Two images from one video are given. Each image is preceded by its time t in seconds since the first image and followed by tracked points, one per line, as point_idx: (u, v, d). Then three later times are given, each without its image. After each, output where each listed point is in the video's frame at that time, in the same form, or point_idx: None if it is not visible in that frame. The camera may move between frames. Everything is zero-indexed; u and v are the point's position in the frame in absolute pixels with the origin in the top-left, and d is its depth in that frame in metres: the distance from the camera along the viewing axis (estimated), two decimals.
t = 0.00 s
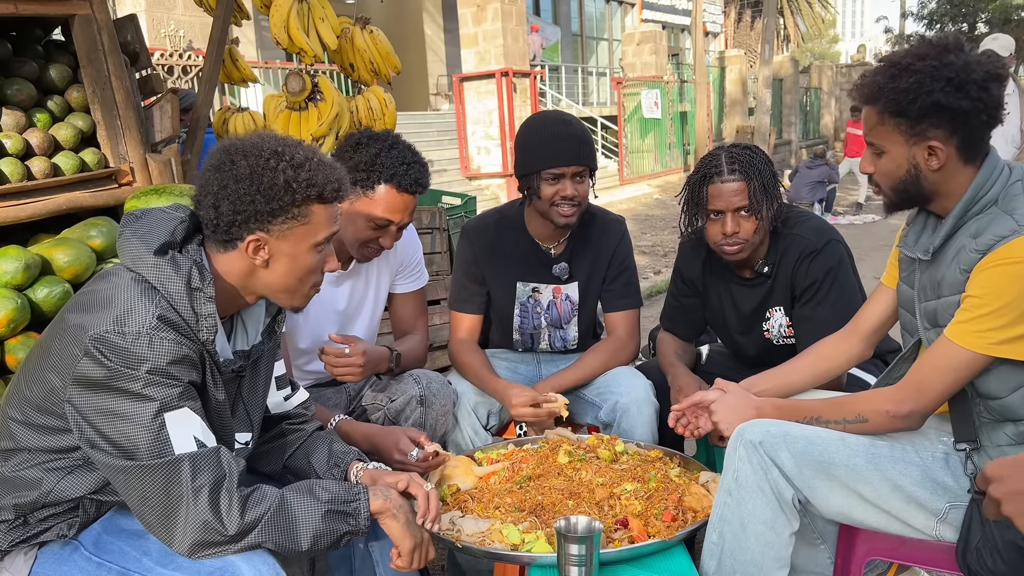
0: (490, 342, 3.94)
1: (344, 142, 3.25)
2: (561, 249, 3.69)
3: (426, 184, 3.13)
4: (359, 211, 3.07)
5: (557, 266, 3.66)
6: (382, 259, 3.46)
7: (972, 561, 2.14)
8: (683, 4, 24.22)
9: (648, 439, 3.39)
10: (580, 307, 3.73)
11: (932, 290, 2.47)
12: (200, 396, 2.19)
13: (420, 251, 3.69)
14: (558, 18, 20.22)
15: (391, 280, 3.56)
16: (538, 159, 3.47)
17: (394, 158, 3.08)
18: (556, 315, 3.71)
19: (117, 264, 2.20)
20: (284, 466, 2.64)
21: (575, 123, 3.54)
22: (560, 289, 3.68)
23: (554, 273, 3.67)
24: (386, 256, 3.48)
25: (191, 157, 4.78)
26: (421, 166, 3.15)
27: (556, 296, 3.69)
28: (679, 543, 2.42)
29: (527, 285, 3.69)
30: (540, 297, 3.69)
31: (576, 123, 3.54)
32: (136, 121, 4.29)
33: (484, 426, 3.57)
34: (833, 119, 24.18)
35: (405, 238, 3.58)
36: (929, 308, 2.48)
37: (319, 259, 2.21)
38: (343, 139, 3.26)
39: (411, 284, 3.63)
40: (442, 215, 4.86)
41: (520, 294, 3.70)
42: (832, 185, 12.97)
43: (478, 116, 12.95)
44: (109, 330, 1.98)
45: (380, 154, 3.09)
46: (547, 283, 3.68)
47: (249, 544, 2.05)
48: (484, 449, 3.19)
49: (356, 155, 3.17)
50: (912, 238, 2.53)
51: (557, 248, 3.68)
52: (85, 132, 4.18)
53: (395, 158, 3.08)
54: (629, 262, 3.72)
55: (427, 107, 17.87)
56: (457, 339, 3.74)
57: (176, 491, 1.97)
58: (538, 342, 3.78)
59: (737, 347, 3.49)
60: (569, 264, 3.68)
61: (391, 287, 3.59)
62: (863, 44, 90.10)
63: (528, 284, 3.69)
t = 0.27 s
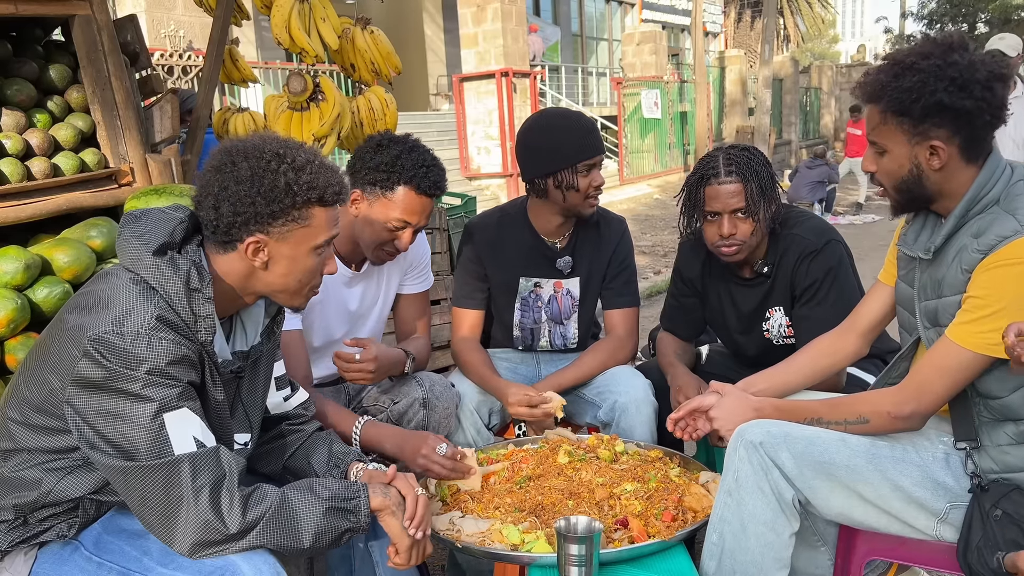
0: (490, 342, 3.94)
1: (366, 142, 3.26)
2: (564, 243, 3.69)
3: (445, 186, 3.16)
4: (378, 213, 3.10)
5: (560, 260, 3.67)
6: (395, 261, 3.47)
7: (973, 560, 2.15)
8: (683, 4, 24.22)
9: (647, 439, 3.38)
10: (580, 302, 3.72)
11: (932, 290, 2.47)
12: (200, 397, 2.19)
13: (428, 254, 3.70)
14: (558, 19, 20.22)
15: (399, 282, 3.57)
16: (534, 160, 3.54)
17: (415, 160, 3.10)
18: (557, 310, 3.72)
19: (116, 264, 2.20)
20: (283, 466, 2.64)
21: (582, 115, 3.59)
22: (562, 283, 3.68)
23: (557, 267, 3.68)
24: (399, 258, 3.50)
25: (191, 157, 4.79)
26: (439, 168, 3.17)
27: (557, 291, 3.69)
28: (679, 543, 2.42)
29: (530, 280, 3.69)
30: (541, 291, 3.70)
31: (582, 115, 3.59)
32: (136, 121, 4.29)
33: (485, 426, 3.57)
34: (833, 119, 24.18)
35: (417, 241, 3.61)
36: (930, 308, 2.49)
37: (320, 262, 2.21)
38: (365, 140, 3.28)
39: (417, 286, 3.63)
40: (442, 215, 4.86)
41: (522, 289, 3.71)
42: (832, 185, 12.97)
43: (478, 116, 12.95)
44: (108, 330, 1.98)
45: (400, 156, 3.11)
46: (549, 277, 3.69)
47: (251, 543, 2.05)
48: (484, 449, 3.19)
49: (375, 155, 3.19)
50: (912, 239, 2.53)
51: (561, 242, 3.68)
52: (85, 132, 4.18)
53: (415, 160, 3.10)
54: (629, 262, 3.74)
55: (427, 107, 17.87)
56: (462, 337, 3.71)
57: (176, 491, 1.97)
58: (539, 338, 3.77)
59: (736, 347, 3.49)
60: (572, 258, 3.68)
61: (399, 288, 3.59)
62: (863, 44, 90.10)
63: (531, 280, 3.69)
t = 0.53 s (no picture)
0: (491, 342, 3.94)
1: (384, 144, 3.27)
2: (567, 241, 3.70)
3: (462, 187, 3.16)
4: (394, 214, 3.10)
5: (562, 258, 3.68)
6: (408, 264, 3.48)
7: (974, 561, 2.15)
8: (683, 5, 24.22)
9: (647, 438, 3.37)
10: (581, 299, 3.72)
11: (934, 289, 2.47)
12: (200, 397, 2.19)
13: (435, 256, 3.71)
14: (558, 19, 20.21)
15: (408, 282, 3.56)
16: (539, 160, 3.53)
17: (433, 161, 3.11)
18: (557, 306, 3.72)
19: (117, 264, 2.20)
20: (284, 466, 2.64)
21: (586, 116, 3.61)
22: (563, 280, 3.69)
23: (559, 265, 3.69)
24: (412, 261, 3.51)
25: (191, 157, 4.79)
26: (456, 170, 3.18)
27: (559, 287, 3.70)
28: (679, 543, 2.42)
29: (533, 277, 3.70)
30: (543, 288, 3.71)
31: (586, 116, 3.60)
32: (136, 121, 4.30)
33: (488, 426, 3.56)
34: (833, 119, 24.17)
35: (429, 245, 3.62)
36: (932, 308, 2.49)
37: (321, 264, 2.20)
38: (382, 142, 3.28)
39: (423, 287, 3.63)
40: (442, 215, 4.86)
41: (525, 286, 3.72)
42: (832, 185, 12.96)
43: (478, 116, 12.95)
44: (109, 330, 1.98)
45: (418, 157, 3.11)
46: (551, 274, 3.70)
47: (251, 543, 2.05)
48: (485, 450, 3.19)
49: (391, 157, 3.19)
50: (913, 240, 2.54)
51: (564, 240, 3.69)
52: (85, 132, 4.18)
53: (432, 162, 3.11)
54: (628, 259, 3.72)
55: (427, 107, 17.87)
56: (465, 336, 3.71)
57: (176, 492, 1.97)
58: (540, 335, 3.76)
59: (736, 347, 3.50)
60: (574, 256, 3.69)
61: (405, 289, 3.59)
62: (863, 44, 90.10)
63: (533, 276, 3.70)
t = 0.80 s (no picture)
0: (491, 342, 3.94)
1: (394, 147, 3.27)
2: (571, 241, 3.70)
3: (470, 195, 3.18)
4: (403, 218, 3.11)
5: (566, 258, 3.68)
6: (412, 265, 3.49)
7: (976, 564, 2.15)
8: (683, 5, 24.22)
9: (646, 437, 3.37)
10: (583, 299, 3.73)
11: (932, 294, 2.47)
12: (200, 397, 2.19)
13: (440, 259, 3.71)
14: (558, 19, 20.22)
15: (411, 283, 3.56)
16: (547, 163, 3.52)
17: (444, 167, 3.12)
18: (559, 305, 3.73)
19: (117, 265, 2.19)
20: (283, 466, 2.64)
21: (594, 120, 3.61)
22: (567, 279, 3.69)
23: (563, 265, 3.68)
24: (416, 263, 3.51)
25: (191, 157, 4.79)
26: (465, 176, 3.19)
27: (562, 287, 3.71)
28: (679, 543, 2.42)
29: (537, 277, 3.70)
30: (546, 287, 3.71)
31: (593, 119, 3.60)
32: (136, 122, 4.30)
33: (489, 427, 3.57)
34: (833, 119, 24.18)
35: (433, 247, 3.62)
36: (929, 313, 2.49)
37: (320, 268, 2.20)
38: (392, 146, 3.28)
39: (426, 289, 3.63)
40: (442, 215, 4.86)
41: (529, 286, 3.72)
42: (832, 185, 12.96)
43: (478, 116, 12.95)
44: (109, 330, 1.98)
45: (429, 161, 3.11)
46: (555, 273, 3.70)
47: (249, 545, 2.05)
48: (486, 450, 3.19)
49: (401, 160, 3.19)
50: (910, 243, 2.54)
51: (568, 240, 3.69)
52: (85, 132, 4.18)
53: (443, 168, 3.11)
54: (631, 259, 3.75)
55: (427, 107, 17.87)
56: (462, 336, 3.72)
57: (175, 492, 1.97)
58: (541, 335, 3.76)
59: (737, 348, 3.50)
60: (578, 256, 3.69)
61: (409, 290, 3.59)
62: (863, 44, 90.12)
63: (537, 276, 3.70)
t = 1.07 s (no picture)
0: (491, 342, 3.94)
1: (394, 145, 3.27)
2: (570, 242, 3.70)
3: (470, 191, 3.18)
4: (404, 215, 3.10)
5: (566, 259, 3.68)
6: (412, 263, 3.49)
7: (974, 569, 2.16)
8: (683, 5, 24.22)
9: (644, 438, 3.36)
10: (582, 300, 3.73)
11: (932, 296, 2.47)
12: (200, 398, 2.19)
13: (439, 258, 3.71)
14: (558, 19, 20.21)
15: (411, 282, 3.56)
16: (544, 163, 3.53)
17: (445, 164, 3.12)
18: (559, 307, 3.72)
19: (118, 264, 2.19)
20: (283, 466, 2.64)
21: (591, 120, 3.62)
22: (567, 281, 3.69)
23: (562, 266, 3.68)
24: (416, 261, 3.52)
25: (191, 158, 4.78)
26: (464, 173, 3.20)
27: (562, 289, 3.70)
28: (679, 543, 2.42)
29: (536, 277, 3.70)
30: (546, 288, 3.71)
31: (591, 119, 3.61)
32: (136, 122, 4.30)
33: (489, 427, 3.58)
34: (833, 119, 24.17)
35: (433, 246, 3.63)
36: (930, 315, 2.49)
37: (319, 269, 2.20)
38: (393, 144, 3.28)
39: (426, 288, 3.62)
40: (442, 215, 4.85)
41: (529, 287, 3.72)
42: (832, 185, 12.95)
43: (478, 116, 12.94)
44: (109, 330, 1.98)
45: (430, 159, 3.11)
46: (555, 274, 3.70)
47: (247, 546, 2.05)
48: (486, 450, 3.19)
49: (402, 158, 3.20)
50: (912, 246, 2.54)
51: (567, 241, 3.69)
52: (85, 132, 4.18)
53: (443, 164, 3.12)
54: (632, 260, 3.75)
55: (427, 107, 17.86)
56: (462, 336, 3.72)
57: (174, 493, 1.97)
58: (541, 336, 3.75)
59: (737, 348, 3.49)
60: (577, 257, 3.69)
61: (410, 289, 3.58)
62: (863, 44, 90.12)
63: (537, 277, 3.70)
